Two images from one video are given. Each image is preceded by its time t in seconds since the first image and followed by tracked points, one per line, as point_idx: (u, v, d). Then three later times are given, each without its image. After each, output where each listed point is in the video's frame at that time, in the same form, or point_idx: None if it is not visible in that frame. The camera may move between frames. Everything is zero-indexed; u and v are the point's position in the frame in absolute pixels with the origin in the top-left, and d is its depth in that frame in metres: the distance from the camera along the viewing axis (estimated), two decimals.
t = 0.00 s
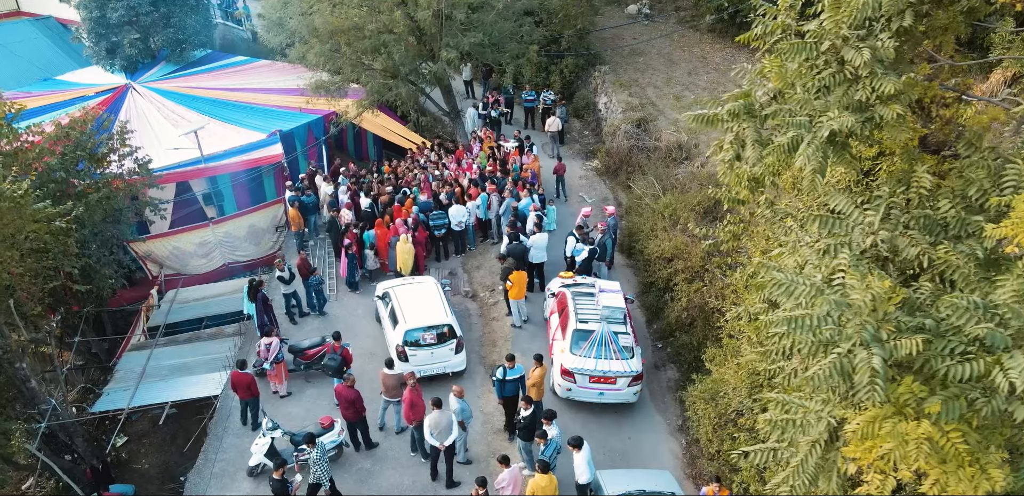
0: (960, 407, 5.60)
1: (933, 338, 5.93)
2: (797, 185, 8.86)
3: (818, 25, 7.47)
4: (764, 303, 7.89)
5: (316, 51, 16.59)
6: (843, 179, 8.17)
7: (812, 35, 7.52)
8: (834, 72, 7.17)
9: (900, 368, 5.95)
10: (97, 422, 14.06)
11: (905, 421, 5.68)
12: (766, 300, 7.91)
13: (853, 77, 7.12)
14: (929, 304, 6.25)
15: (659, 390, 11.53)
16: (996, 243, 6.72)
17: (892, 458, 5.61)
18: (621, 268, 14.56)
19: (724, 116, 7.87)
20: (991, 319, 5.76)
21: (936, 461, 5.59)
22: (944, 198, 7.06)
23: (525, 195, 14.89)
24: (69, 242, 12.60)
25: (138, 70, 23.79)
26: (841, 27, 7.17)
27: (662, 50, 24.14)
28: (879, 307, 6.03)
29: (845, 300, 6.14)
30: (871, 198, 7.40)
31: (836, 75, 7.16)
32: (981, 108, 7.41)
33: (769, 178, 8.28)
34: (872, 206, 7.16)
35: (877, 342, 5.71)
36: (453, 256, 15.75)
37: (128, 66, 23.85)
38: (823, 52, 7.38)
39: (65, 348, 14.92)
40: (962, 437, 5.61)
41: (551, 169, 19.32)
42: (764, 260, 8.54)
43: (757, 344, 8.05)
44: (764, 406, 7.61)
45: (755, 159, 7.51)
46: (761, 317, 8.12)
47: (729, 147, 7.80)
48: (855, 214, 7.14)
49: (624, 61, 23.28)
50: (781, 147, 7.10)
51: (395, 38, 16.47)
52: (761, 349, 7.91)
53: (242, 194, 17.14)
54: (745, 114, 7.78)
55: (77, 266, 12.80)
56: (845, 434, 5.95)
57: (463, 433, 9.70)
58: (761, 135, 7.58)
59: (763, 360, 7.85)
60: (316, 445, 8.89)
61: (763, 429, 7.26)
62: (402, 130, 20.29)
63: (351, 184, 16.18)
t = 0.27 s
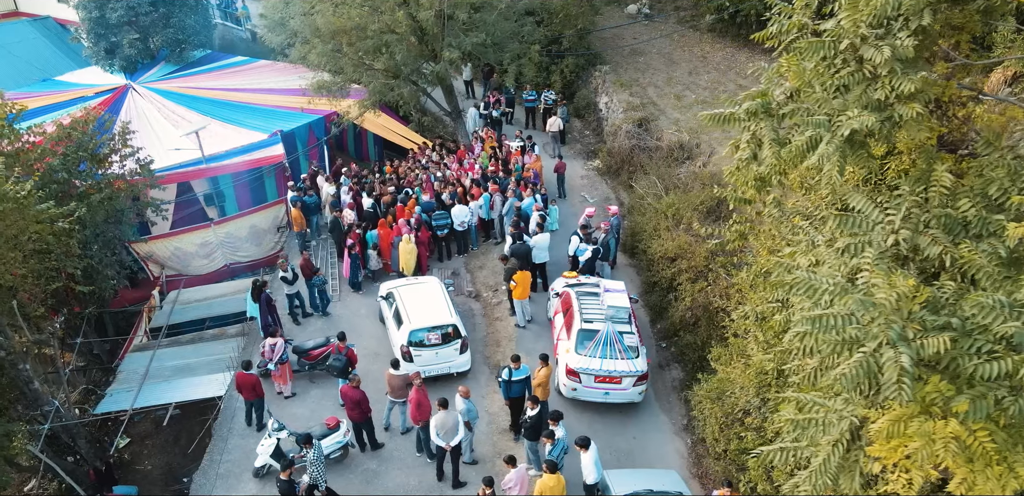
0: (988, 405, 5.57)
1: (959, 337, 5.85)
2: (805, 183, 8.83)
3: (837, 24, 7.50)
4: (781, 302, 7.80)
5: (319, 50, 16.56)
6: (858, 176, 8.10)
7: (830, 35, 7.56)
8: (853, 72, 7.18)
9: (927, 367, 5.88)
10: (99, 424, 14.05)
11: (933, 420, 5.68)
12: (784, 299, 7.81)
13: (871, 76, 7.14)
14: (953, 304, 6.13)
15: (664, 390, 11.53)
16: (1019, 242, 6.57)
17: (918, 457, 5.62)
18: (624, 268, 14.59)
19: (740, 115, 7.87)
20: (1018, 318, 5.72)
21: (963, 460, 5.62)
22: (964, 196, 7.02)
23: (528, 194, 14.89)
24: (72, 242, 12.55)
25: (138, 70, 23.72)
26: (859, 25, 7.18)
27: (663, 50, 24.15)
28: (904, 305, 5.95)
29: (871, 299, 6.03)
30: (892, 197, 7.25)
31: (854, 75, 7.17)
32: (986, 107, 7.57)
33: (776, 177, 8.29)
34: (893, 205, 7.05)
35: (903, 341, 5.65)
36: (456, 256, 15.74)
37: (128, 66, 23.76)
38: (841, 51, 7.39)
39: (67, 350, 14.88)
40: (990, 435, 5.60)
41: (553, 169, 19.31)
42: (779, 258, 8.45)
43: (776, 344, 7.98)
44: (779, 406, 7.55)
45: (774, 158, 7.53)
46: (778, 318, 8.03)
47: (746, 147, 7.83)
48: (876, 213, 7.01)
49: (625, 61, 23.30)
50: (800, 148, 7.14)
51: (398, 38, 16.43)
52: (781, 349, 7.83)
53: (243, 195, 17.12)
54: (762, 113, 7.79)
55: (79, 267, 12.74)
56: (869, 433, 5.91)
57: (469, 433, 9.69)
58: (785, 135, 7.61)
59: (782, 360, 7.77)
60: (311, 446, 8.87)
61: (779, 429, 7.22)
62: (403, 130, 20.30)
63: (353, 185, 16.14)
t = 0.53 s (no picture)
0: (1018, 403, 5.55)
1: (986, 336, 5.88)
2: (813, 182, 8.78)
3: (857, 23, 7.53)
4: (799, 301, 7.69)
5: (321, 51, 16.53)
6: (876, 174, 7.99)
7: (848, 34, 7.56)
8: (873, 71, 7.14)
9: (955, 366, 5.84)
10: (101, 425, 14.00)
11: (964, 419, 5.61)
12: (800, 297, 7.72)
13: (892, 74, 7.10)
14: (979, 303, 6.12)
15: (669, 389, 11.54)
16: None
17: (947, 456, 5.53)
18: (626, 268, 14.60)
19: (760, 114, 8.05)
20: None
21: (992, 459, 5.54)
22: (985, 196, 6.96)
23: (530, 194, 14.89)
24: (73, 243, 12.48)
25: (136, 71, 23.64)
26: (879, 25, 7.19)
27: (662, 50, 24.18)
28: (930, 303, 5.89)
29: (899, 298, 5.96)
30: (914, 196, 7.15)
31: (874, 74, 7.13)
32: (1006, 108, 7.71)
33: (781, 175, 8.28)
34: (915, 204, 6.96)
35: (933, 339, 5.57)
36: (458, 256, 15.74)
37: (126, 67, 23.64)
38: (857, 51, 7.41)
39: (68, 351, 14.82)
40: (1020, 434, 5.55)
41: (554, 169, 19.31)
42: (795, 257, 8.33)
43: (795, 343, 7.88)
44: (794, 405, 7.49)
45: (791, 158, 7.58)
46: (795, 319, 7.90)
47: (765, 146, 7.95)
48: (899, 212, 6.96)
49: (625, 61, 23.33)
50: (820, 147, 7.20)
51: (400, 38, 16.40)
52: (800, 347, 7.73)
53: (244, 196, 17.11)
54: (781, 113, 7.96)
55: (81, 269, 12.69)
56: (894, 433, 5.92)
57: (475, 434, 9.67)
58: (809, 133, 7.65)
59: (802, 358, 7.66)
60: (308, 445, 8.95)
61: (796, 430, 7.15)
62: (403, 130, 20.29)
63: (354, 185, 16.11)
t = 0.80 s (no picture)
0: None
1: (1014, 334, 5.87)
2: (822, 182, 8.77)
3: (875, 22, 7.57)
4: (817, 300, 7.62)
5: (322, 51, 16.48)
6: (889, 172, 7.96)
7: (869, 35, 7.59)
8: (894, 70, 7.17)
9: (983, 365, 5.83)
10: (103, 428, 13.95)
11: (995, 417, 5.63)
12: (814, 297, 7.65)
13: (913, 74, 7.13)
14: (1006, 303, 6.02)
15: (673, 389, 11.56)
16: None
17: (980, 455, 5.53)
18: (628, 268, 14.62)
19: (777, 113, 8.09)
20: None
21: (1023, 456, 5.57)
22: (1007, 194, 6.83)
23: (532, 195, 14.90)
24: (75, 245, 12.41)
25: (133, 71, 23.56)
26: (899, 25, 7.25)
27: (661, 49, 24.21)
28: (958, 302, 5.87)
29: (927, 298, 5.90)
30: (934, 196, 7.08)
31: (895, 73, 7.16)
32: None
33: (788, 174, 8.37)
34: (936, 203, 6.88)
35: (962, 339, 5.58)
36: (460, 256, 15.72)
37: (124, 68, 23.56)
38: (878, 53, 7.45)
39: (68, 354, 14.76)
40: None
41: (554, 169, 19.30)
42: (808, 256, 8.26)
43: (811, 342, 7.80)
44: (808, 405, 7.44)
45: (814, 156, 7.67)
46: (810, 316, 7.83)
47: (785, 148, 8.02)
48: (921, 211, 6.89)
49: (624, 61, 23.36)
50: (840, 146, 7.24)
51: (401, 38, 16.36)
52: (817, 345, 7.67)
53: (244, 197, 17.11)
54: (801, 112, 7.98)
55: (82, 270, 12.62)
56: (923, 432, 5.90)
57: (482, 434, 9.66)
58: (832, 132, 7.65)
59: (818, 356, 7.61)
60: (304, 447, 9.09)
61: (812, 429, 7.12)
62: (402, 131, 20.27)
63: (355, 185, 16.08)
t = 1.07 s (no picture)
0: None
1: None
2: (828, 182, 8.73)
3: (890, 23, 7.62)
4: (828, 299, 7.54)
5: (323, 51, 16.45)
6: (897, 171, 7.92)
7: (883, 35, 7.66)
8: (911, 70, 7.24)
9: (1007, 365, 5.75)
10: (104, 430, 13.91)
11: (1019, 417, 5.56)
12: (825, 297, 7.58)
13: (928, 74, 7.22)
14: None
15: (676, 388, 11.57)
16: None
17: (1005, 454, 5.46)
18: (629, 267, 14.63)
19: (793, 113, 8.01)
20: None
21: None
22: None
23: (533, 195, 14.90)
24: (76, 247, 12.36)
25: (131, 72, 23.49)
26: (915, 25, 7.33)
27: (659, 49, 24.24)
28: (981, 302, 5.80)
29: (950, 297, 5.82)
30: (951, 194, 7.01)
31: (912, 73, 7.23)
32: None
33: (792, 174, 8.47)
34: (953, 203, 6.82)
35: (986, 339, 5.52)
36: (461, 257, 15.71)
37: (121, 68, 23.48)
38: (893, 53, 7.52)
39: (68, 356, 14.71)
40: None
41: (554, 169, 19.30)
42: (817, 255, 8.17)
43: (822, 342, 7.72)
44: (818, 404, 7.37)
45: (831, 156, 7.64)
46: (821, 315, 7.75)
47: (801, 145, 7.88)
48: (938, 211, 6.81)
49: (623, 61, 23.39)
50: (857, 145, 7.23)
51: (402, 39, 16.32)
52: (827, 343, 7.59)
53: (243, 198, 17.10)
54: (816, 111, 7.91)
55: (83, 272, 12.57)
56: (945, 431, 5.84)
57: (486, 435, 9.65)
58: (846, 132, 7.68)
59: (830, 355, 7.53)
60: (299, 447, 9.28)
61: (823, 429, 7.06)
62: (401, 131, 20.24)
63: (356, 186, 16.05)
